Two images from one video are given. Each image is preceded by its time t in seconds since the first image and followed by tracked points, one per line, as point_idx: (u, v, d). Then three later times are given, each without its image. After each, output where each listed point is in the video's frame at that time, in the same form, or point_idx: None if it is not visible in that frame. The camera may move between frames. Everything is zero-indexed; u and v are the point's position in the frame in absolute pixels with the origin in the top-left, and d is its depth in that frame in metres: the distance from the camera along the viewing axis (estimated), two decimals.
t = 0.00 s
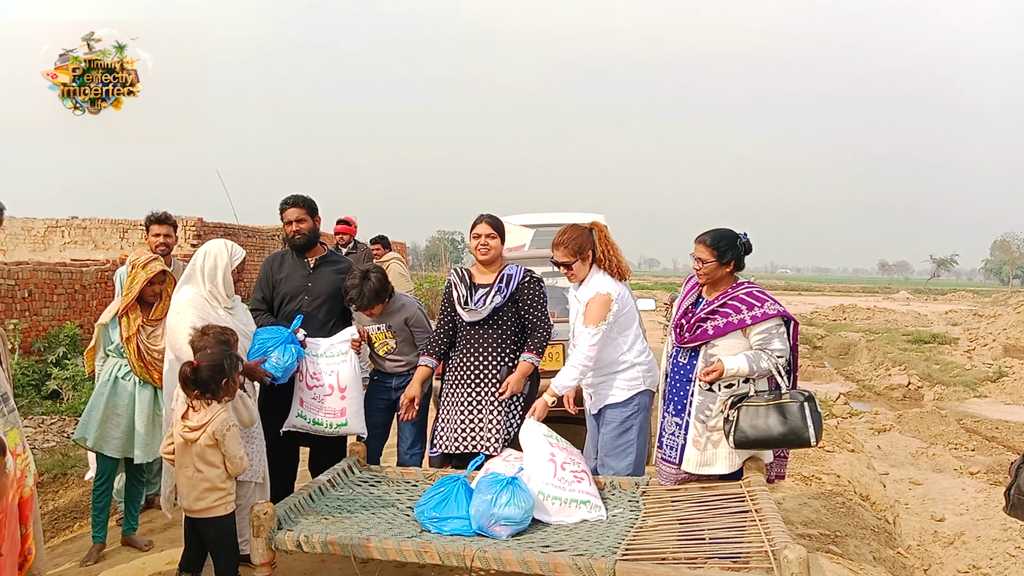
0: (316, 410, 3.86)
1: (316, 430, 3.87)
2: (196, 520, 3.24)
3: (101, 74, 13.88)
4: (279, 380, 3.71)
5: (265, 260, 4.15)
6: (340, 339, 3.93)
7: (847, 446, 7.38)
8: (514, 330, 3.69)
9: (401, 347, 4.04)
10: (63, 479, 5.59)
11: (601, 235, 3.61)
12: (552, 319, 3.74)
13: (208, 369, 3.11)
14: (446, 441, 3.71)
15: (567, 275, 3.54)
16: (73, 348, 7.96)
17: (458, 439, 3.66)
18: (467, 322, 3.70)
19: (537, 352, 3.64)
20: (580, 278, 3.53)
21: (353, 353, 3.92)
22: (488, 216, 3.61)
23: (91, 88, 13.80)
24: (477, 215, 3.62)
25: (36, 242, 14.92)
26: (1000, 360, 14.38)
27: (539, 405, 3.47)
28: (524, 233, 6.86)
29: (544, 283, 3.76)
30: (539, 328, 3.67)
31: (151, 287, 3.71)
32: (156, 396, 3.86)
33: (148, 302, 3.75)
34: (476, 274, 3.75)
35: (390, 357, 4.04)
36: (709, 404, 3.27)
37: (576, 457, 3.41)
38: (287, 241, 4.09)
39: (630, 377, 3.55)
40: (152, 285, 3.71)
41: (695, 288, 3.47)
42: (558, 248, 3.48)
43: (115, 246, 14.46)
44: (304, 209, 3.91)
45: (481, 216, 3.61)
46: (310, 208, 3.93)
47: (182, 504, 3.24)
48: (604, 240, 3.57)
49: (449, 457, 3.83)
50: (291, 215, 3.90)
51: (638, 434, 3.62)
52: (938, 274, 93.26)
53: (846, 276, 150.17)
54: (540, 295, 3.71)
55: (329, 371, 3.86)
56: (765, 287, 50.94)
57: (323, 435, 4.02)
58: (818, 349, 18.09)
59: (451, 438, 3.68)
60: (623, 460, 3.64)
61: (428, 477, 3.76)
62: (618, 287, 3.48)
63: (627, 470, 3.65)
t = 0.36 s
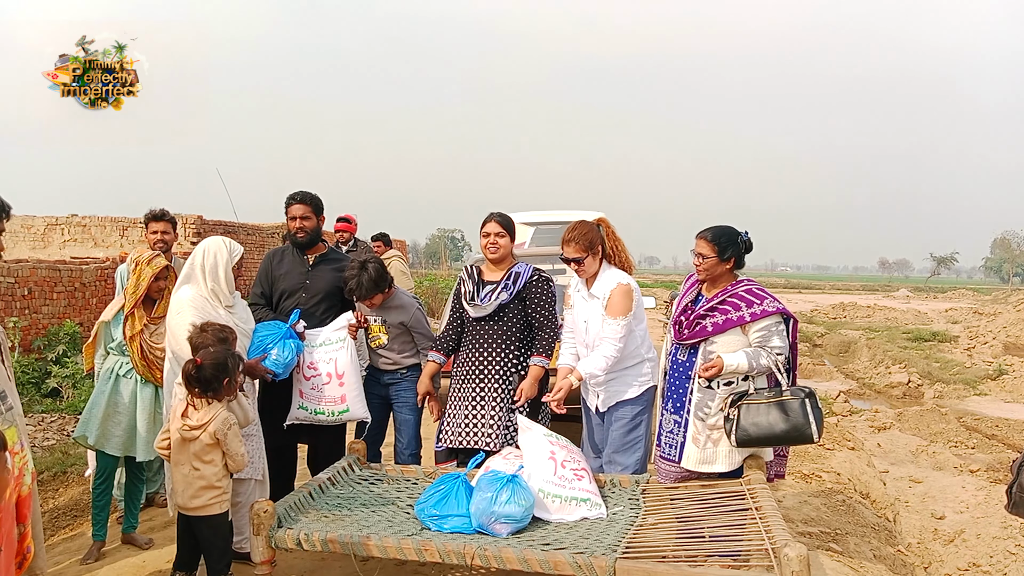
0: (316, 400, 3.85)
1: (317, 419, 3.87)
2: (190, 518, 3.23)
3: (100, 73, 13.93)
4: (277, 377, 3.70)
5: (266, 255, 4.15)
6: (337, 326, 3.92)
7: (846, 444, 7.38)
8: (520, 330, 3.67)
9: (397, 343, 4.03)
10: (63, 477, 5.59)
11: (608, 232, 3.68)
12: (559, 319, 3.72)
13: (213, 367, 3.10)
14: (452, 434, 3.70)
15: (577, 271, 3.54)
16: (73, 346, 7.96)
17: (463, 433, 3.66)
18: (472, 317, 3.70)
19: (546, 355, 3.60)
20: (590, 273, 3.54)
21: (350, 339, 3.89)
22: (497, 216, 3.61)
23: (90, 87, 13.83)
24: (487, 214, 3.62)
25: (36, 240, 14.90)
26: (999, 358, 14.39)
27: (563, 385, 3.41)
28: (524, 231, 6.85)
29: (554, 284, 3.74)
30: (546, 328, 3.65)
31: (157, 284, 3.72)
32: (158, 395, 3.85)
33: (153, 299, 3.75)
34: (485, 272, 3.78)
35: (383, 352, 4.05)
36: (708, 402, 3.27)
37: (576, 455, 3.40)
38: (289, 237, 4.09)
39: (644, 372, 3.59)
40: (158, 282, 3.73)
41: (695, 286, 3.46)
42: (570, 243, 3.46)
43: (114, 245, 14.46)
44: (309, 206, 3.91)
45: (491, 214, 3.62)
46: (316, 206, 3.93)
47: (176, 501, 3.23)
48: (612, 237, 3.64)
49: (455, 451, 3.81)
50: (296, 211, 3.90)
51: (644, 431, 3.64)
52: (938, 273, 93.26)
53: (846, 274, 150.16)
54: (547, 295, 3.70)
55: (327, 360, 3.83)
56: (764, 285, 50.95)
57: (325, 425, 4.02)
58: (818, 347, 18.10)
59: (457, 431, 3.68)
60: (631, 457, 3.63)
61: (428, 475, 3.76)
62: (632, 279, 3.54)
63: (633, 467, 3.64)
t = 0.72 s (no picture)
0: (329, 404, 3.85)
1: (330, 423, 3.88)
2: (199, 520, 3.25)
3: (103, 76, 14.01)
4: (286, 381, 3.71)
5: (274, 258, 4.16)
6: (344, 332, 3.93)
7: (854, 444, 7.36)
8: (528, 330, 3.66)
9: (404, 338, 4.03)
10: (71, 478, 5.62)
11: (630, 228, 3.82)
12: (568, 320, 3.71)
13: (221, 370, 3.12)
14: (462, 435, 3.72)
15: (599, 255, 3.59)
16: (80, 348, 7.99)
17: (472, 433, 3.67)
18: (482, 319, 3.72)
19: (553, 358, 3.60)
20: (614, 260, 3.58)
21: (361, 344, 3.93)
22: (506, 217, 3.62)
23: (93, 90, 13.89)
24: (495, 215, 3.63)
25: (43, 242, 14.96)
26: (1007, 357, 14.33)
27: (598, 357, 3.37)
28: (530, 232, 6.85)
29: (563, 285, 3.73)
30: (552, 329, 3.63)
31: (161, 285, 3.73)
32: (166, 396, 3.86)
33: (157, 301, 3.75)
34: (494, 274, 3.78)
35: (387, 349, 4.04)
36: (714, 401, 3.25)
37: (582, 455, 3.39)
38: (296, 239, 4.08)
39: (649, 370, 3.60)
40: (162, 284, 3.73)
41: (701, 286, 3.44)
42: (598, 226, 3.55)
43: (121, 247, 14.53)
44: (316, 207, 3.92)
45: (499, 216, 3.62)
46: (322, 207, 3.95)
47: (184, 504, 3.24)
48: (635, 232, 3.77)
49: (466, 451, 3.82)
50: (303, 212, 3.91)
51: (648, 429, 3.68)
52: (945, 272, 92.86)
53: (852, 274, 149.65)
54: (557, 295, 3.68)
55: (339, 363, 3.86)
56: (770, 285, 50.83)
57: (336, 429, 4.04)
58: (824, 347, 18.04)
59: (467, 432, 3.69)
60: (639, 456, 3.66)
61: (435, 476, 3.76)
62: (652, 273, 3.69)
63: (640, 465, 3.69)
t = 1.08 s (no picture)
0: (333, 403, 3.87)
1: (334, 422, 3.89)
2: (198, 517, 3.25)
3: (100, 75, 13.97)
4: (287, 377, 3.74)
5: (275, 256, 4.16)
6: (351, 330, 3.92)
7: (853, 441, 7.37)
8: (529, 327, 3.67)
9: (403, 330, 4.05)
10: (70, 476, 5.62)
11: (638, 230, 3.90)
12: (569, 319, 3.72)
13: (216, 368, 3.11)
14: (462, 432, 3.70)
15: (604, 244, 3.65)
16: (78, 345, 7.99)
17: (474, 431, 3.65)
18: (482, 316, 3.72)
19: (555, 355, 3.62)
20: (620, 250, 3.62)
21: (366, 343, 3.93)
22: (506, 214, 3.62)
23: (90, 88, 13.89)
24: (495, 213, 3.63)
25: (41, 239, 14.93)
26: (1006, 355, 14.34)
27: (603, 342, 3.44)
28: (530, 229, 6.84)
29: (563, 282, 3.73)
30: (553, 325, 3.63)
31: (138, 280, 3.67)
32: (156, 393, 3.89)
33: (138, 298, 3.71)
34: (495, 271, 3.78)
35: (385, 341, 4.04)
36: (714, 398, 3.26)
37: (581, 452, 3.39)
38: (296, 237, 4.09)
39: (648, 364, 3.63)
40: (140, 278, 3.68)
41: (701, 282, 3.44)
42: (611, 214, 3.62)
43: (120, 244, 14.53)
44: (310, 205, 3.90)
45: (500, 213, 3.62)
46: (318, 204, 3.92)
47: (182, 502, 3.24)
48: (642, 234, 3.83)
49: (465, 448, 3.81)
50: (298, 211, 3.90)
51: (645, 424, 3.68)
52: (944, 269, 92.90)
53: (852, 271, 149.70)
54: (558, 293, 3.68)
55: (344, 362, 3.86)
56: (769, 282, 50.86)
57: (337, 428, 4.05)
58: (824, 344, 18.05)
59: (467, 429, 3.67)
60: (636, 453, 3.64)
61: (434, 473, 3.77)
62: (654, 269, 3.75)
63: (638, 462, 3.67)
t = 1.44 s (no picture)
0: (339, 402, 3.87)
1: (338, 421, 3.89)
2: (201, 519, 3.26)
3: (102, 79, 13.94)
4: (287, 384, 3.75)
5: (281, 257, 4.18)
6: (359, 331, 3.94)
7: (855, 441, 7.36)
8: (534, 329, 3.68)
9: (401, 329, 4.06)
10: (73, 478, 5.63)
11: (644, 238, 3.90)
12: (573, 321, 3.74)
13: (218, 371, 3.11)
14: (465, 433, 3.71)
15: (609, 245, 3.67)
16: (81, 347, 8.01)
17: (476, 432, 3.66)
18: (486, 317, 3.71)
19: (561, 358, 3.62)
20: (623, 250, 3.64)
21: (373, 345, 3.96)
22: (510, 216, 3.62)
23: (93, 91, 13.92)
24: (499, 215, 3.63)
25: (44, 242, 14.98)
26: (1009, 354, 14.31)
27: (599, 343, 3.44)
28: (531, 230, 6.85)
29: (566, 284, 3.75)
30: (558, 328, 3.66)
31: (90, 289, 3.58)
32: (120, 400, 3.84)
33: (95, 305, 3.65)
34: (498, 272, 3.79)
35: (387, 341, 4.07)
36: (716, 399, 3.26)
37: (583, 453, 3.39)
38: (303, 238, 4.10)
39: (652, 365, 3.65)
40: (96, 286, 3.59)
41: (703, 284, 3.44)
42: (614, 216, 3.65)
43: (122, 246, 14.57)
44: (323, 205, 3.94)
45: (503, 215, 3.62)
46: (328, 205, 3.97)
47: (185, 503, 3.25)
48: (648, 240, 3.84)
49: (467, 449, 3.82)
50: (310, 209, 3.92)
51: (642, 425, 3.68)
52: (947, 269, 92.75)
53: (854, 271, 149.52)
54: (562, 295, 3.70)
55: (352, 363, 3.88)
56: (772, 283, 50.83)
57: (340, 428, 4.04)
58: (826, 344, 18.02)
59: (470, 430, 3.68)
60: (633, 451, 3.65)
61: (436, 475, 3.77)
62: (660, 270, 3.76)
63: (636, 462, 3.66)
